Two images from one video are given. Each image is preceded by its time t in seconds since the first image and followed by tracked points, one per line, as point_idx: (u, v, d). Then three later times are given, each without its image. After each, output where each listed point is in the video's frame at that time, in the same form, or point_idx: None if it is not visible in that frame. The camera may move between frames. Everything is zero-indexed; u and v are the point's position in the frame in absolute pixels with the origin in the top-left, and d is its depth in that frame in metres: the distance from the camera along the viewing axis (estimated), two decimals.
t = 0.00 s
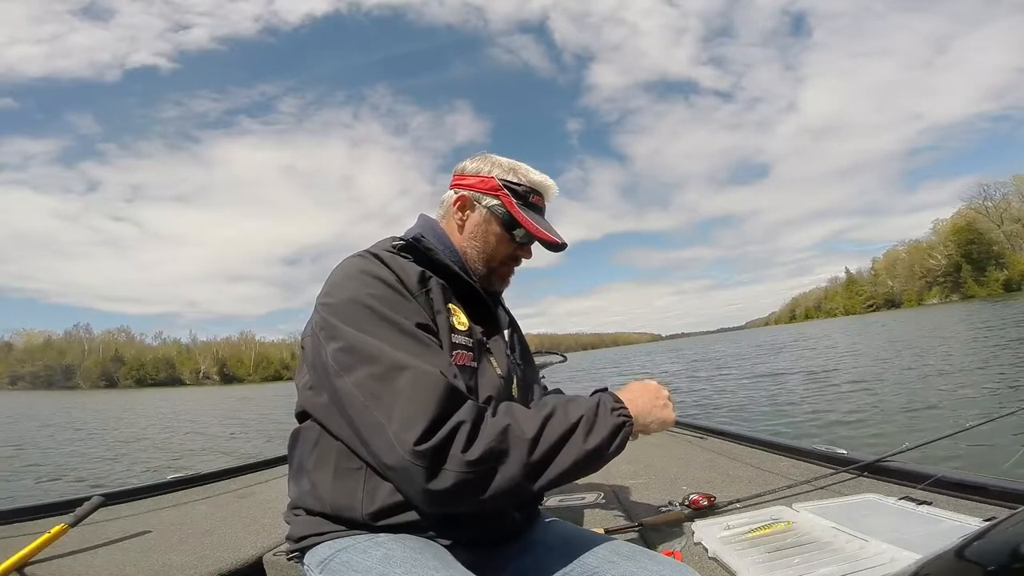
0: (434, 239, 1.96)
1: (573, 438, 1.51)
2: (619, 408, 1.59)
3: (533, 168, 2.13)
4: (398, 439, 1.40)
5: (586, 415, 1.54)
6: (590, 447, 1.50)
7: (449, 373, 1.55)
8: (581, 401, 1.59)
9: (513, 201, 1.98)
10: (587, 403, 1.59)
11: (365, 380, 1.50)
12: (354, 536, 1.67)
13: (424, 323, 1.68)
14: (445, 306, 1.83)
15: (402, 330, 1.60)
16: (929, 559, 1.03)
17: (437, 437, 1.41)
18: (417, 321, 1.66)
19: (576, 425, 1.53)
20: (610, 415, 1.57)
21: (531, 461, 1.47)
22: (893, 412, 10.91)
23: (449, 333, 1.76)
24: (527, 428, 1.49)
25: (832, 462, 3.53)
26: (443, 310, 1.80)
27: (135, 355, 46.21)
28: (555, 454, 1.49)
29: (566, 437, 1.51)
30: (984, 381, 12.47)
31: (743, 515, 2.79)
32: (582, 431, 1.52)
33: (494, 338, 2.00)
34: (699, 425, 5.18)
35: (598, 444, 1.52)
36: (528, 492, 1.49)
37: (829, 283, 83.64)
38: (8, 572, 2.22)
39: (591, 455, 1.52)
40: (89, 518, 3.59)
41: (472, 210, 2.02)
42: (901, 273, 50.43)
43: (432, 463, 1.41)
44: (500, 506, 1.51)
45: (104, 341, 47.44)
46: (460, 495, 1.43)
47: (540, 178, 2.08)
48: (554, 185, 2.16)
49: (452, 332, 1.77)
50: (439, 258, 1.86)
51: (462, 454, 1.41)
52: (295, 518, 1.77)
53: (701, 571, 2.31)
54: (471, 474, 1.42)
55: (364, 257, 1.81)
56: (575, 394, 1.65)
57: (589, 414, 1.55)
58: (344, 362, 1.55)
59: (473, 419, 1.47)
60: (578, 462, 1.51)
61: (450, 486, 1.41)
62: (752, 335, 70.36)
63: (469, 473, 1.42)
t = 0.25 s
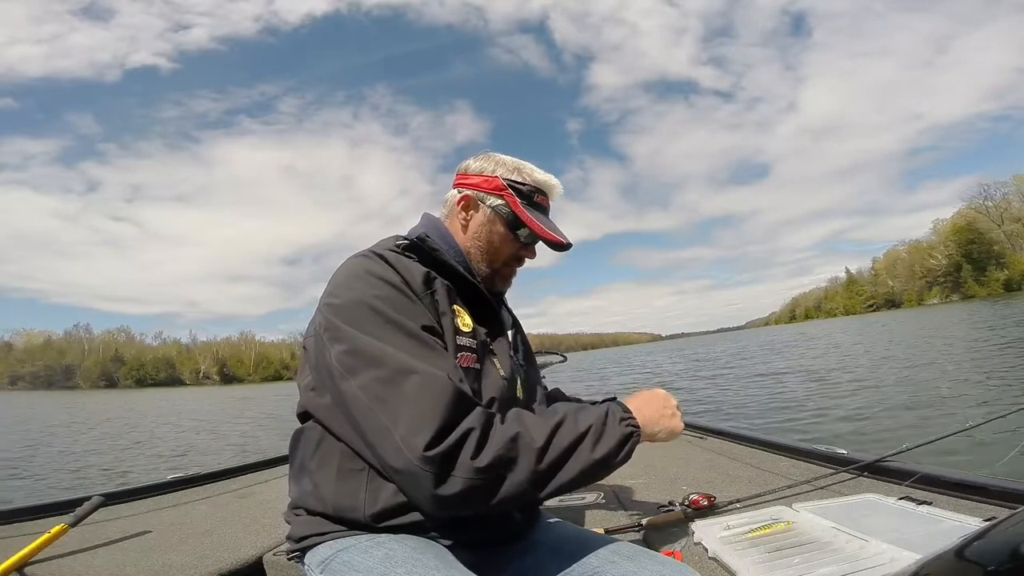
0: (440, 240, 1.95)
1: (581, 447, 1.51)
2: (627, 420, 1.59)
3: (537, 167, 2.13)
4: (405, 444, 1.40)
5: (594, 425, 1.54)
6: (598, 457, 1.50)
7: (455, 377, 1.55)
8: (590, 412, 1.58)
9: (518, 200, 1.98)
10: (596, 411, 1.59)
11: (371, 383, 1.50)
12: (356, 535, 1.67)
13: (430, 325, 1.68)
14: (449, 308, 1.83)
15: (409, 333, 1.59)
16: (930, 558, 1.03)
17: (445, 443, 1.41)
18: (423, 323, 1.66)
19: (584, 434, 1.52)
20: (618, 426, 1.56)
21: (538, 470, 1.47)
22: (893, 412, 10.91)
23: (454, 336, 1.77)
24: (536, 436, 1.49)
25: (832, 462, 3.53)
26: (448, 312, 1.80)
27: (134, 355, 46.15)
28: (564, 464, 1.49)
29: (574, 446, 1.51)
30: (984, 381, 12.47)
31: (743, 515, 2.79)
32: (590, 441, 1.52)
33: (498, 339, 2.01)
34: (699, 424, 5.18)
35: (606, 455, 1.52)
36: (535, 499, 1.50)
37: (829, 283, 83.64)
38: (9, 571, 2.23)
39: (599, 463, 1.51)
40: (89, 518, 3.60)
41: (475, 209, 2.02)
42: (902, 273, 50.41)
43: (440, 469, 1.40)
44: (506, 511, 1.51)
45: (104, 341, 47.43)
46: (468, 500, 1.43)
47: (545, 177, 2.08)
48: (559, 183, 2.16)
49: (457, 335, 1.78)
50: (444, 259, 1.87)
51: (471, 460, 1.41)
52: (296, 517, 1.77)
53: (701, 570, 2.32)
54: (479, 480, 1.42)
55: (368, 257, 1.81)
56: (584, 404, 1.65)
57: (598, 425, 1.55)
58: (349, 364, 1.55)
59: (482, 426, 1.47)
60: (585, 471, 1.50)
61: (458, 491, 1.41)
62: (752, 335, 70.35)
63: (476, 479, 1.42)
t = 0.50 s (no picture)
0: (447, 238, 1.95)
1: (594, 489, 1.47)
2: (651, 478, 1.52)
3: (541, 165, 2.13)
4: (419, 456, 1.41)
5: (612, 475, 1.49)
6: (610, 506, 1.46)
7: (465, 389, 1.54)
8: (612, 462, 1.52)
9: (522, 199, 1.98)
10: (617, 460, 1.53)
11: (380, 392, 1.50)
12: (354, 534, 1.67)
13: (438, 328, 1.68)
14: (457, 308, 1.83)
15: (419, 340, 1.58)
16: (930, 559, 1.03)
17: (456, 460, 1.41)
18: (432, 327, 1.66)
19: (600, 480, 1.49)
20: (639, 484, 1.50)
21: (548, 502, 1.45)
22: (893, 412, 10.91)
23: (463, 337, 1.77)
24: (553, 472, 1.47)
25: (832, 462, 3.53)
26: (456, 313, 1.80)
27: (134, 355, 46.17)
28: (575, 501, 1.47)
29: (587, 488, 1.47)
30: (985, 381, 12.46)
31: (743, 515, 2.79)
32: (605, 488, 1.48)
33: (504, 340, 2.00)
34: (699, 425, 5.18)
35: (620, 507, 1.48)
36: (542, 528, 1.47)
37: (829, 283, 83.64)
38: (9, 572, 2.23)
39: (609, 512, 1.47)
40: (89, 518, 3.60)
41: (480, 208, 2.02)
42: (902, 274, 50.41)
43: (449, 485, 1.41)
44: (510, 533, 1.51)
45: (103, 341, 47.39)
46: (478, 517, 1.43)
47: (548, 175, 2.08)
48: (562, 181, 2.16)
49: (465, 336, 1.78)
50: (451, 257, 1.86)
51: (485, 482, 1.41)
52: (298, 515, 1.78)
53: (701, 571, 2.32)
54: (489, 502, 1.42)
55: (376, 255, 1.80)
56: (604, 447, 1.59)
57: (618, 478, 1.50)
58: (357, 370, 1.55)
59: (498, 447, 1.46)
60: (595, 516, 1.47)
61: (468, 508, 1.41)
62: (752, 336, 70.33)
63: (486, 499, 1.41)
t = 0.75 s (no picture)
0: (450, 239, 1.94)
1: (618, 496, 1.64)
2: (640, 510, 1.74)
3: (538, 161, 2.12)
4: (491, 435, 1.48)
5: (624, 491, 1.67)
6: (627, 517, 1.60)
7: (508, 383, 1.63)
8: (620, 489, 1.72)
9: (521, 196, 1.97)
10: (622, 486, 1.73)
11: (441, 381, 1.53)
12: (345, 533, 1.67)
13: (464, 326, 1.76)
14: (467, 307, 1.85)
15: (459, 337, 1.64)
16: (928, 559, 1.03)
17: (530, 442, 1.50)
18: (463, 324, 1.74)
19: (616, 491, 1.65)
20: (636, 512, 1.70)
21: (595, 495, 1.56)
22: (894, 412, 10.90)
23: (478, 336, 1.82)
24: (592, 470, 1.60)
25: (832, 462, 3.53)
26: (471, 312, 1.83)
27: (134, 355, 46.20)
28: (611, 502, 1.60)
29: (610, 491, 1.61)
30: (986, 382, 12.45)
31: (743, 515, 2.79)
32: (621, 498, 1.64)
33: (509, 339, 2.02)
34: (699, 425, 5.18)
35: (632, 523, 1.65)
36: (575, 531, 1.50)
37: (829, 284, 83.61)
38: (9, 572, 2.23)
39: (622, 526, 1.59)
40: (90, 518, 3.60)
41: (479, 208, 2.01)
42: (903, 274, 50.38)
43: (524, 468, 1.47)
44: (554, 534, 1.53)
45: (103, 340, 47.37)
46: (539, 500, 1.47)
47: (546, 171, 2.08)
48: (560, 176, 2.15)
49: (479, 334, 1.83)
50: (457, 254, 1.84)
51: (550, 462, 1.50)
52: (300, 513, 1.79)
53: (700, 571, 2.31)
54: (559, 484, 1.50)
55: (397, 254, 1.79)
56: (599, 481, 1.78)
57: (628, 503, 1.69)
58: (409, 361, 1.55)
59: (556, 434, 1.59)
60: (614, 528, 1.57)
61: (539, 487, 1.47)
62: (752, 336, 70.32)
63: (553, 480, 1.49)
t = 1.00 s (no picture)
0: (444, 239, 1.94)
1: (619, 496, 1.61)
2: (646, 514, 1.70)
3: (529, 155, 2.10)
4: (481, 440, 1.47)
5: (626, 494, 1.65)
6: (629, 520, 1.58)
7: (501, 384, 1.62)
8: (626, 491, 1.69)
9: (512, 191, 1.96)
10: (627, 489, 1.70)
11: (430, 384, 1.52)
12: (347, 533, 1.67)
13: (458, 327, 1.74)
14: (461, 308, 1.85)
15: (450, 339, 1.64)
16: (927, 558, 1.03)
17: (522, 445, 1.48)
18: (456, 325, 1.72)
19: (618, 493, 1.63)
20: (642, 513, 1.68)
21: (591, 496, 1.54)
22: (894, 412, 10.89)
23: (473, 336, 1.82)
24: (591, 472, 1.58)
25: (832, 462, 3.52)
26: (466, 312, 1.84)
27: (134, 355, 46.23)
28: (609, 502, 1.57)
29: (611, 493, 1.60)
30: (986, 381, 12.43)
31: (743, 515, 2.78)
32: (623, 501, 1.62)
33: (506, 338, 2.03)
34: (699, 425, 5.17)
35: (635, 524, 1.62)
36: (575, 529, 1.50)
37: (829, 283, 83.61)
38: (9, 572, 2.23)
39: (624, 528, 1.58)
40: (89, 518, 3.59)
41: (470, 205, 2.01)
42: (903, 274, 50.35)
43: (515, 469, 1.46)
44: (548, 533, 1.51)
45: (103, 340, 47.38)
46: (534, 503, 1.46)
47: (537, 165, 2.06)
48: (552, 169, 2.13)
49: (474, 335, 1.82)
50: (452, 254, 1.84)
51: (543, 467, 1.48)
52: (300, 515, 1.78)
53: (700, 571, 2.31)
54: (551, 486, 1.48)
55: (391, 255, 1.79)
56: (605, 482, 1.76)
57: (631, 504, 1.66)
58: (399, 364, 1.54)
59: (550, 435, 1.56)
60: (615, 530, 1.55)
61: (531, 492, 1.46)
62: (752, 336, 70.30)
63: (547, 484, 1.48)
